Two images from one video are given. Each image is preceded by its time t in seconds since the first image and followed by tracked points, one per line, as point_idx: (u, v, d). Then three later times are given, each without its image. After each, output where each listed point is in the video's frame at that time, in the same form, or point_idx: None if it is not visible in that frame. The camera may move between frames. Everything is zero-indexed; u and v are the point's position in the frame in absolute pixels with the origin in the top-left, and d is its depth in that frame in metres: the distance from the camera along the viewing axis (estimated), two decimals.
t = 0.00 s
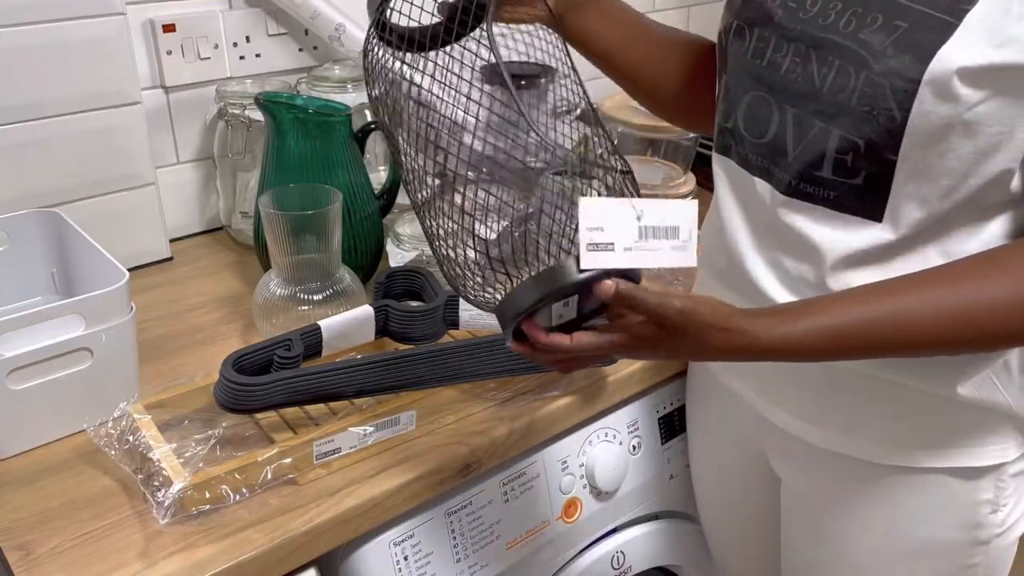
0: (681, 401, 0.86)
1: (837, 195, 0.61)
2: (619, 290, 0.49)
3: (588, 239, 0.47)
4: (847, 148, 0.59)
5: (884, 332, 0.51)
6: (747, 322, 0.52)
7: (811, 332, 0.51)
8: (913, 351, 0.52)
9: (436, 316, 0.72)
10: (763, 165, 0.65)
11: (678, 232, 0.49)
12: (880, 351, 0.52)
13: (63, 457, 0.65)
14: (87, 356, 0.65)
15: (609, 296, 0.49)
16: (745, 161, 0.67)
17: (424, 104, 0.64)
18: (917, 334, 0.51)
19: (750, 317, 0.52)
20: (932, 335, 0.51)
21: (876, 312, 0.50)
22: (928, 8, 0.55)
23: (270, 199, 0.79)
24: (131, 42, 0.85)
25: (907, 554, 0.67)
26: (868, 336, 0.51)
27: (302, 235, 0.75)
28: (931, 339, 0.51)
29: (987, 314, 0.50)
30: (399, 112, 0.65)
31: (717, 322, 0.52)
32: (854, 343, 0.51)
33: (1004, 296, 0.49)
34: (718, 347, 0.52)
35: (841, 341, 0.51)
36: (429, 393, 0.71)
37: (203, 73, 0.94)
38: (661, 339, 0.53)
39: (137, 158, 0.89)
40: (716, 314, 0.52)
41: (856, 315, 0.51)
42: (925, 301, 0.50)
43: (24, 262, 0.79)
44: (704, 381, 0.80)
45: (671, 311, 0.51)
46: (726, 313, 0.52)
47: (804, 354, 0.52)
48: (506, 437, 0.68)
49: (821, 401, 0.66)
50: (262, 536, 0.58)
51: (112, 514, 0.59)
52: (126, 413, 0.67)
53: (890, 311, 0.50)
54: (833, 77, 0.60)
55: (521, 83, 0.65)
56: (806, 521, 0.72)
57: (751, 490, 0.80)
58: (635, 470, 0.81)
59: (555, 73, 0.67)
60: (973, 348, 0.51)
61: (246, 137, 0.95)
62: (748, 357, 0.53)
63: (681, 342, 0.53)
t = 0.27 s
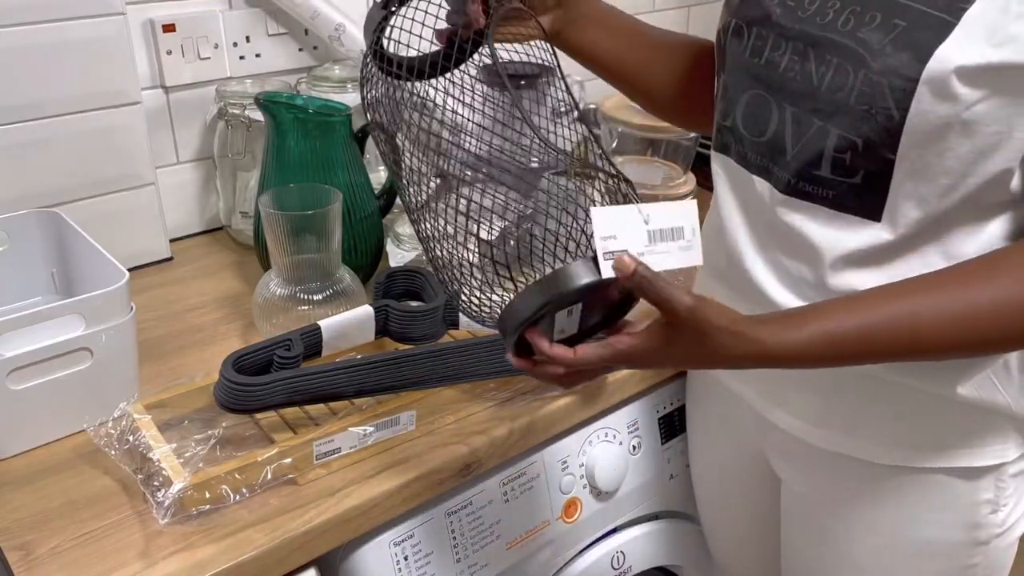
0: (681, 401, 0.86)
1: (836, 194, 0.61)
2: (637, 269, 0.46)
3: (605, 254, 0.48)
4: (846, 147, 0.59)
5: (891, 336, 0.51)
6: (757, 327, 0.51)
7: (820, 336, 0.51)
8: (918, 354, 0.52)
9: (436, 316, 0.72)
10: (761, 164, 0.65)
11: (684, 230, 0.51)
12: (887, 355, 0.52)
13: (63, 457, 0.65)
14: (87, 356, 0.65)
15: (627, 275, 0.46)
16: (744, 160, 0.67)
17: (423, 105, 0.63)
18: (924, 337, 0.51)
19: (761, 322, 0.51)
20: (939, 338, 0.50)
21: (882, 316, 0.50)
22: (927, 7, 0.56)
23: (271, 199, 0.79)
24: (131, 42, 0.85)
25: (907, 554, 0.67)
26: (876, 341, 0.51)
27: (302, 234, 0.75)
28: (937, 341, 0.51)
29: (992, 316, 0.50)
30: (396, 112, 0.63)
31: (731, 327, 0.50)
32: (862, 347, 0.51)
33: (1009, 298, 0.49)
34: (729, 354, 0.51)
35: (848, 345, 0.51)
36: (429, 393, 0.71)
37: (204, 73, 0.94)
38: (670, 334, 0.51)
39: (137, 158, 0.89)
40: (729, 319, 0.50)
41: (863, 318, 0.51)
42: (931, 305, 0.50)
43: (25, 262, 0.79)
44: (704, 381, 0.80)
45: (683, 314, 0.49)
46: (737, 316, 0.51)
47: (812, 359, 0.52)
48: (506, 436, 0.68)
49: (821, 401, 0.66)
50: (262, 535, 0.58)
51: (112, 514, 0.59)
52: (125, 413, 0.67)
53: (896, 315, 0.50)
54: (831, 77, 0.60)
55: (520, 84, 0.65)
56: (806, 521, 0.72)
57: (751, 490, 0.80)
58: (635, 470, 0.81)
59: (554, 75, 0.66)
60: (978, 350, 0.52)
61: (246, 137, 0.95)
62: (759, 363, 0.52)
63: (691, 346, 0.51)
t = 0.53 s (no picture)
0: (681, 401, 0.86)
1: (830, 195, 0.61)
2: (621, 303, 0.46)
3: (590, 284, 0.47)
4: (840, 147, 0.59)
5: (889, 339, 0.50)
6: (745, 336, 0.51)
7: (813, 343, 0.51)
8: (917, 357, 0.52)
9: (436, 316, 0.72)
10: (757, 165, 0.65)
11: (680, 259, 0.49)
12: (885, 359, 0.52)
13: (63, 457, 0.65)
14: (86, 356, 0.65)
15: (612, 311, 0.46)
16: (740, 161, 0.67)
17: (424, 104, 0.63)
18: (922, 340, 0.50)
19: (749, 330, 0.51)
20: (936, 341, 0.50)
21: (880, 320, 0.50)
22: (918, 6, 0.56)
23: (270, 199, 0.79)
24: (131, 42, 0.85)
25: (906, 554, 0.67)
26: (874, 345, 0.51)
27: (302, 234, 0.75)
28: (935, 343, 0.51)
29: (989, 317, 0.50)
30: (399, 112, 0.64)
31: (719, 338, 0.50)
32: (859, 351, 0.51)
33: (1005, 299, 0.50)
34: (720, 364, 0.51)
35: (846, 349, 0.51)
36: (429, 393, 0.71)
37: (203, 73, 0.94)
38: (659, 350, 0.51)
39: (137, 158, 0.89)
40: (715, 330, 0.50)
41: (862, 322, 0.50)
42: (928, 307, 0.50)
43: (24, 262, 0.79)
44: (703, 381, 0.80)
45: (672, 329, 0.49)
46: (724, 327, 0.51)
47: (805, 365, 0.52)
48: (505, 436, 0.68)
49: (818, 403, 0.66)
50: (262, 535, 0.58)
51: (112, 514, 0.59)
52: (125, 413, 0.67)
53: (894, 318, 0.50)
54: (824, 77, 0.60)
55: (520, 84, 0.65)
56: (805, 522, 0.72)
57: (750, 490, 0.80)
58: (634, 470, 0.81)
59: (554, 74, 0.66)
60: (976, 351, 0.52)
61: (246, 137, 0.95)
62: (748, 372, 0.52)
63: (680, 358, 0.51)
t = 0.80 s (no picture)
0: (681, 402, 0.86)
1: (827, 196, 0.61)
2: (612, 305, 0.48)
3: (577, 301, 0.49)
4: (836, 149, 0.59)
5: (886, 340, 0.50)
6: (736, 338, 0.51)
7: (806, 344, 0.51)
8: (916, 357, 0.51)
9: (436, 316, 0.72)
10: (754, 167, 0.65)
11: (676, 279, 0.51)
12: (883, 359, 0.51)
13: (63, 457, 0.65)
14: (87, 356, 0.65)
15: (601, 312, 0.48)
16: (736, 162, 0.67)
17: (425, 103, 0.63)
18: (920, 340, 0.50)
19: (739, 332, 0.52)
20: (932, 342, 0.50)
21: (878, 320, 0.50)
22: (913, 6, 0.56)
23: (270, 200, 0.79)
24: (131, 42, 0.85)
25: (903, 555, 0.67)
26: (871, 346, 0.51)
27: (302, 235, 0.75)
28: (933, 343, 0.51)
29: (984, 317, 0.50)
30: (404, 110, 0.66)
31: (709, 340, 0.51)
32: (856, 353, 0.51)
33: (1003, 299, 0.50)
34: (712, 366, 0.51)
35: (841, 350, 0.51)
36: (429, 393, 0.71)
37: (203, 73, 0.94)
38: (652, 352, 0.52)
39: (137, 158, 0.89)
40: (705, 331, 0.51)
41: (860, 322, 0.50)
42: (926, 307, 0.50)
43: (24, 262, 0.79)
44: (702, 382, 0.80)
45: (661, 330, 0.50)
46: (714, 328, 0.51)
47: (800, 367, 0.52)
48: (504, 436, 0.68)
49: (816, 404, 0.66)
50: (262, 535, 0.58)
51: (113, 514, 0.59)
52: (125, 413, 0.67)
53: (891, 318, 0.50)
54: (820, 79, 0.60)
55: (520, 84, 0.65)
56: (804, 522, 0.72)
57: (748, 492, 0.80)
58: (634, 470, 0.81)
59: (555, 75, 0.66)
60: (975, 352, 0.51)
61: (246, 137, 0.95)
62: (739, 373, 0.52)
63: (671, 360, 0.52)
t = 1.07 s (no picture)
0: (681, 402, 0.86)
1: (824, 197, 0.61)
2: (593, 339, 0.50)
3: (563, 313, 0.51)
4: (832, 150, 0.59)
5: (880, 344, 0.50)
6: (729, 341, 0.52)
7: (801, 347, 0.51)
8: (914, 359, 0.51)
9: (437, 315, 0.72)
10: (751, 168, 0.65)
11: (665, 291, 0.53)
12: (880, 362, 0.51)
13: (63, 457, 0.65)
14: (87, 356, 0.65)
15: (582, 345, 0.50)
16: (734, 163, 0.67)
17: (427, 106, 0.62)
18: (915, 343, 0.50)
19: (733, 335, 0.52)
20: (922, 344, 0.50)
21: (872, 323, 0.50)
22: (908, 8, 0.55)
23: (270, 200, 0.79)
24: (131, 42, 0.85)
25: (902, 555, 0.67)
26: (866, 349, 0.51)
27: (302, 235, 0.75)
28: (928, 345, 0.50)
29: (974, 319, 0.49)
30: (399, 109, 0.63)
31: (699, 344, 0.52)
32: (852, 356, 0.51)
33: (1000, 299, 0.49)
34: (707, 370, 0.52)
35: (836, 353, 0.51)
36: (428, 394, 0.71)
37: (203, 73, 0.94)
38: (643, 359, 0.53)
39: (137, 158, 0.89)
40: (695, 335, 0.52)
41: (855, 324, 0.50)
42: (921, 309, 0.50)
43: (24, 262, 0.79)
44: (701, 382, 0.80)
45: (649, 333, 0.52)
46: (705, 332, 0.52)
47: (795, 370, 0.52)
48: (504, 437, 0.68)
49: (813, 404, 0.66)
50: (262, 536, 0.58)
51: (113, 514, 0.59)
52: (125, 413, 0.67)
53: (885, 321, 0.50)
54: (816, 81, 0.60)
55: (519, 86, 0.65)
56: (803, 523, 0.72)
57: (747, 492, 0.80)
58: (634, 471, 0.81)
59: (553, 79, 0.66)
60: (974, 352, 0.51)
61: (246, 137, 0.95)
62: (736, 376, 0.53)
63: (664, 366, 0.53)
